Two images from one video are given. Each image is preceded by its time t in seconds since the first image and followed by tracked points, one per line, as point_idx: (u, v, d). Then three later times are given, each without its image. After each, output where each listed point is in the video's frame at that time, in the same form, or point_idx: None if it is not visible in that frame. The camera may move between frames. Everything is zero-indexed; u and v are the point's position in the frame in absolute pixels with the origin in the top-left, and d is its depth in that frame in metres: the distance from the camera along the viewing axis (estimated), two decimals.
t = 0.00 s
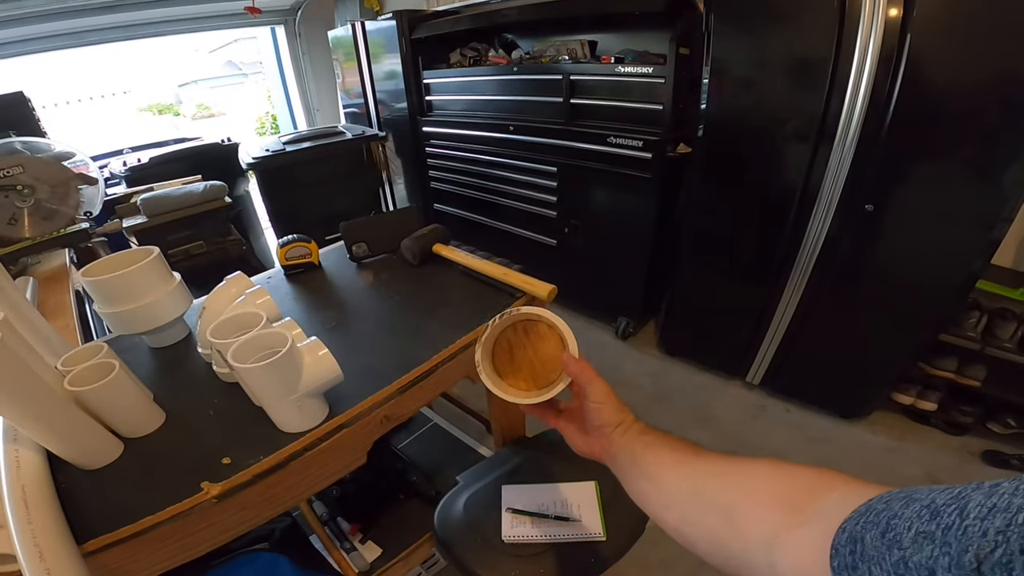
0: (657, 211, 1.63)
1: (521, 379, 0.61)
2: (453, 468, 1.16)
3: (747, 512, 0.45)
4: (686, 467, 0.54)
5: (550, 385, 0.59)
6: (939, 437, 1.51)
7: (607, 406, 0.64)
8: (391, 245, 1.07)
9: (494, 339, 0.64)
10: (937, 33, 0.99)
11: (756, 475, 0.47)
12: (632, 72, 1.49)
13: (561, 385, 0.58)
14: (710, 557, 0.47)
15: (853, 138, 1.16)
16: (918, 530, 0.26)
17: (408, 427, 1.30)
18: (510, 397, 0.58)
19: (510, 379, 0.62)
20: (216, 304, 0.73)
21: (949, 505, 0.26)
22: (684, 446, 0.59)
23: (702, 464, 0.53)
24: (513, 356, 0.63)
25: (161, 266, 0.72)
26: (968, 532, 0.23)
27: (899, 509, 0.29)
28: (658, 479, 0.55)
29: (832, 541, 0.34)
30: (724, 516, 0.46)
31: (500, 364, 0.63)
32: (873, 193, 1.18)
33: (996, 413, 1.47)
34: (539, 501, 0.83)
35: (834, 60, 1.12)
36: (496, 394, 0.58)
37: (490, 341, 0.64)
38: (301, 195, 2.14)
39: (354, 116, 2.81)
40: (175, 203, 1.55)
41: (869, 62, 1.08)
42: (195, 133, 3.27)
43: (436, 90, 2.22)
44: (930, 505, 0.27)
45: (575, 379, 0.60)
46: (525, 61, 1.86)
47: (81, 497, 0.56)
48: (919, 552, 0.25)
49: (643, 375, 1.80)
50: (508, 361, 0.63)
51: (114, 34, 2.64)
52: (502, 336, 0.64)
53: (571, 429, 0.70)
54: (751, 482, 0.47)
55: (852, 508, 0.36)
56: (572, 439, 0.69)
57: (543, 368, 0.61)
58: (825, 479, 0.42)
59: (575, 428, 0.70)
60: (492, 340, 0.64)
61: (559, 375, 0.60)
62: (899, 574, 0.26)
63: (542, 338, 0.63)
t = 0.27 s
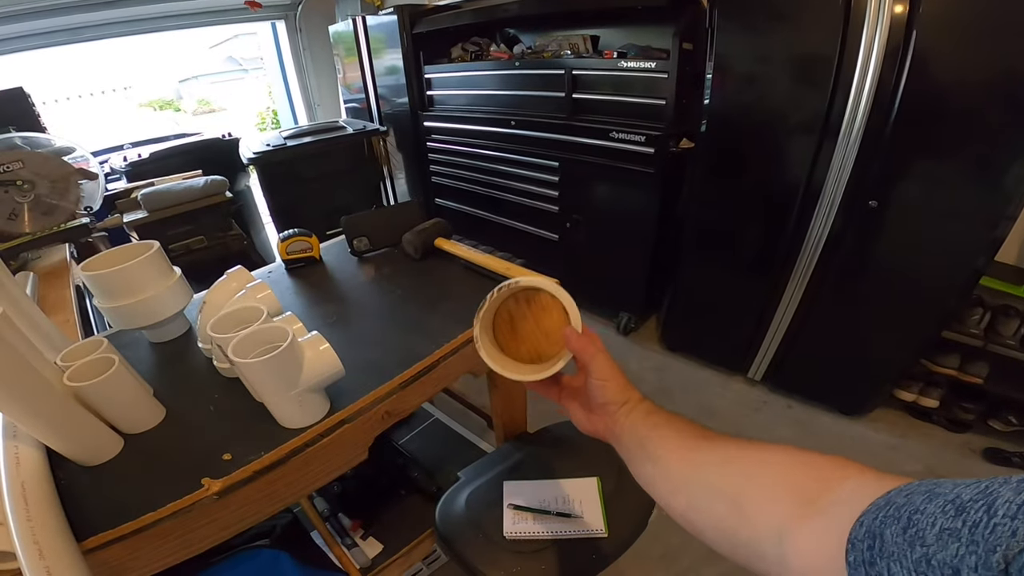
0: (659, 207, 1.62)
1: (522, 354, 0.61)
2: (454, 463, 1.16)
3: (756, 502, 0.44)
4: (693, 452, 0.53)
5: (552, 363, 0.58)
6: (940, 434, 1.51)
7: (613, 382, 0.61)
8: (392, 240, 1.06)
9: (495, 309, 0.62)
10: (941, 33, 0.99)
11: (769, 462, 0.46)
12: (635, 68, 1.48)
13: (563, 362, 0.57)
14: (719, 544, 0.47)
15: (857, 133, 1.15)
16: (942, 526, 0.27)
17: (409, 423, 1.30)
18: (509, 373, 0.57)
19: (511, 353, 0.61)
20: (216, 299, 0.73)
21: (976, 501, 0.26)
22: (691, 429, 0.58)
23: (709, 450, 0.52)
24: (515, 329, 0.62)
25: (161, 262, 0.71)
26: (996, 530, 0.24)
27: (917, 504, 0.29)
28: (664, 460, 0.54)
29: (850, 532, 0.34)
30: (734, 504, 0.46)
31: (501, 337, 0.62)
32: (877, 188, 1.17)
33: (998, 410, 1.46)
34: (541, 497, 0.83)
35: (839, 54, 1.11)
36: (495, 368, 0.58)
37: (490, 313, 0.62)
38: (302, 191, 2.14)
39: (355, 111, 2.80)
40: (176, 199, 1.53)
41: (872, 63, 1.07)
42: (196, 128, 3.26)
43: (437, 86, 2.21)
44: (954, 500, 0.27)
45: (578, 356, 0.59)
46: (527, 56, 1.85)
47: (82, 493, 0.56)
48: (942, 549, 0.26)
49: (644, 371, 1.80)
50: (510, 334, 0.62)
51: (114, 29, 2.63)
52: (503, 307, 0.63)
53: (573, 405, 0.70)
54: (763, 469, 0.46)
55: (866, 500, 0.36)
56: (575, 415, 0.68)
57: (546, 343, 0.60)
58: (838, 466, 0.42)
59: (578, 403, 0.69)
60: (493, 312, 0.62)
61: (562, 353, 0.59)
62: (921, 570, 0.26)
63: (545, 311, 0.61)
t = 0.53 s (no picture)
0: (662, 209, 1.62)
1: (534, 290, 0.63)
2: (457, 465, 1.16)
3: (786, 479, 0.44)
4: (718, 424, 0.52)
5: (566, 306, 0.60)
6: (942, 436, 1.51)
7: (631, 337, 0.63)
8: (395, 241, 1.06)
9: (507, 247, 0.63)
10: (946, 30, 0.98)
11: (799, 438, 0.46)
12: (637, 70, 1.48)
13: (579, 305, 0.59)
14: (744, 525, 0.47)
15: (861, 134, 1.15)
16: (977, 516, 0.27)
17: (411, 424, 1.30)
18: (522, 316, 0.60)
19: (522, 289, 0.63)
20: (222, 302, 0.73)
21: (1012, 490, 0.27)
22: (714, 395, 0.57)
23: (735, 421, 0.51)
24: (527, 265, 0.63)
25: (168, 264, 0.72)
26: None
27: (953, 490, 0.30)
28: (685, 430, 0.54)
29: (880, 519, 0.35)
30: (760, 482, 0.46)
31: (512, 272, 0.64)
32: (881, 190, 1.18)
33: (999, 412, 1.47)
34: (544, 498, 0.83)
35: (842, 55, 1.11)
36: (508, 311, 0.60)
37: (503, 247, 0.63)
38: (305, 191, 2.14)
39: (357, 112, 2.81)
40: (178, 199, 1.54)
41: (876, 61, 1.07)
42: (198, 129, 3.26)
43: (440, 87, 2.21)
44: (989, 489, 0.28)
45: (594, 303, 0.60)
46: (529, 57, 1.85)
47: (93, 494, 0.57)
48: (977, 539, 0.26)
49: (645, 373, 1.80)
50: (521, 269, 0.63)
51: (117, 29, 2.63)
52: (516, 242, 0.63)
53: (580, 354, 0.71)
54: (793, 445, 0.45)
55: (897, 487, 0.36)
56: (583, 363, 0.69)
57: (560, 282, 0.62)
58: (867, 448, 0.42)
59: (586, 352, 0.70)
60: (505, 246, 0.63)
61: (577, 296, 0.60)
62: (954, 560, 0.27)
63: (561, 249, 0.62)
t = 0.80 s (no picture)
0: (662, 216, 1.63)
1: (532, 316, 0.63)
2: (457, 469, 1.17)
3: (778, 484, 0.45)
4: (713, 430, 0.54)
5: (564, 329, 0.61)
6: (941, 442, 1.51)
7: (629, 354, 0.64)
8: (397, 249, 1.08)
9: (506, 273, 0.64)
10: (943, 38, 1.00)
11: (790, 444, 0.47)
12: (638, 78, 1.50)
13: (576, 327, 0.60)
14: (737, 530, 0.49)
15: (859, 140, 1.16)
16: (955, 518, 0.28)
17: (413, 429, 1.31)
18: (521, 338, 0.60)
19: (521, 315, 0.64)
20: (229, 308, 0.74)
21: (989, 494, 0.28)
22: (708, 406, 0.59)
23: (729, 429, 0.53)
24: (526, 291, 0.64)
25: (176, 270, 0.73)
26: (1006, 524, 0.26)
27: (934, 493, 0.31)
28: (680, 441, 0.55)
29: (867, 520, 0.36)
30: (751, 485, 0.47)
31: (511, 298, 0.64)
32: (879, 198, 1.19)
33: (998, 419, 1.47)
34: (543, 502, 0.84)
35: (841, 60, 1.12)
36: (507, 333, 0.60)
37: (502, 273, 0.64)
38: (308, 196, 2.16)
39: (360, 117, 2.83)
40: (184, 204, 1.56)
41: (873, 69, 1.08)
42: (202, 133, 3.29)
43: (443, 93, 2.23)
44: (969, 493, 0.29)
45: (592, 321, 0.61)
46: (531, 65, 1.87)
47: (102, 495, 0.58)
48: (954, 540, 0.27)
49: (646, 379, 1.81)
50: (520, 295, 0.64)
51: (124, 34, 2.66)
52: (515, 268, 0.64)
53: (582, 373, 0.72)
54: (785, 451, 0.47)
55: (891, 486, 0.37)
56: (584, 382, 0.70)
57: (557, 306, 0.63)
58: (856, 452, 0.43)
59: (588, 371, 0.71)
60: (504, 272, 0.64)
61: (575, 317, 0.61)
62: (932, 561, 0.28)
63: (558, 275, 0.63)
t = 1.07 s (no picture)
0: (662, 223, 1.63)
1: (529, 341, 0.62)
2: (457, 475, 1.17)
3: (769, 503, 0.46)
4: (706, 449, 0.54)
5: (562, 351, 0.61)
6: (942, 449, 1.51)
7: (623, 373, 0.63)
8: (398, 256, 1.08)
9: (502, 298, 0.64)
10: (942, 44, 1.00)
11: (781, 461, 0.48)
12: (638, 85, 1.51)
13: (574, 347, 0.60)
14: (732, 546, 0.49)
15: (859, 146, 1.16)
16: (941, 533, 0.28)
17: (412, 435, 1.31)
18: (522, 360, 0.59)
19: (517, 341, 0.62)
20: (229, 314, 0.75)
21: (976, 510, 0.28)
22: (701, 425, 0.59)
23: (722, 449, 0.53)
24: (521, 317, 0.64)
25: (178, 277, 0.74)
26: (990, 538, 0.26)
27: (922, 509, 0.31)
28: (674, 457, 0.56)
29: (856, 536, 0.36)
30: (742, 503, 0.48)
31: (507, 324, 0.63)
32: (878, 206, 1.19)
33: (998, 425, 1.47)
34: (541, 509, 0.84)
35: (840, 65, 1.13)
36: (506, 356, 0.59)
37: (498, 299, 0.63)
38: (310, 201, 2.17)
39: (362, 123, 2.85)
40: (186, 210, 1.57)
41: (873, 75, 1.09)
42: (205, 137, 3.30)
43: (444, 99, 2.24)
44: (956, 508, 0.29)
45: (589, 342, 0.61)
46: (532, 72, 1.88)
47: (102, 499, 0.58)
48: (939, 555, 0.28)
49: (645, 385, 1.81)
50: (515, 321, 0.63)
51: (128, 39, 2.68)
52: (510, 294, 0.64)
53: (579, 396, 0.71)
54: (778, 469, 0.47)
55: (878, 503, 0.38)
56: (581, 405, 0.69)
57: (553, 330, 0.63)
58: (847, 469, 0.44)
59: (585, 395, 0.70)
60: (500, 298, 0.64)
61: (573, 339, 0.61)
62: None
63: (553, 301, 0.63)
